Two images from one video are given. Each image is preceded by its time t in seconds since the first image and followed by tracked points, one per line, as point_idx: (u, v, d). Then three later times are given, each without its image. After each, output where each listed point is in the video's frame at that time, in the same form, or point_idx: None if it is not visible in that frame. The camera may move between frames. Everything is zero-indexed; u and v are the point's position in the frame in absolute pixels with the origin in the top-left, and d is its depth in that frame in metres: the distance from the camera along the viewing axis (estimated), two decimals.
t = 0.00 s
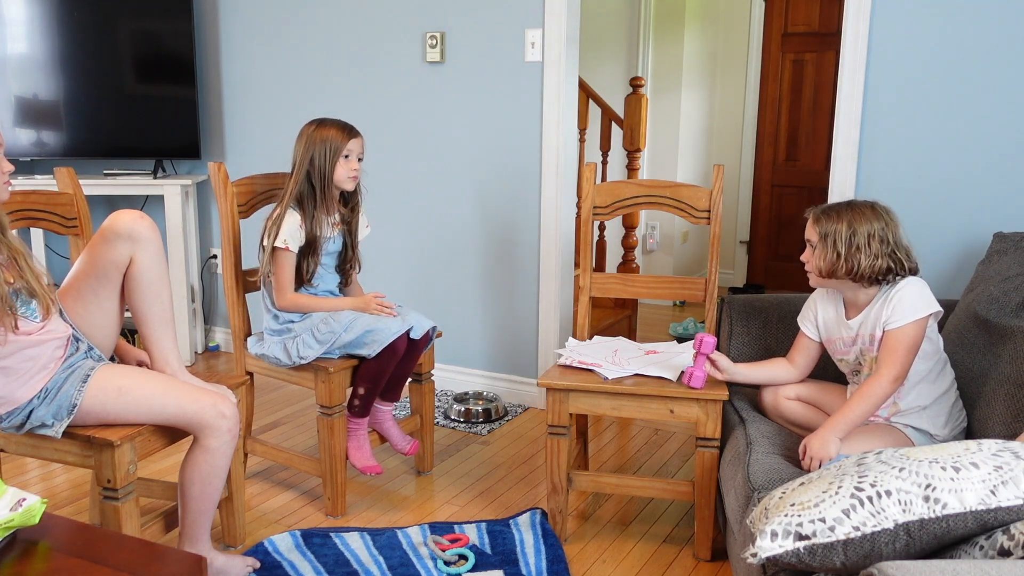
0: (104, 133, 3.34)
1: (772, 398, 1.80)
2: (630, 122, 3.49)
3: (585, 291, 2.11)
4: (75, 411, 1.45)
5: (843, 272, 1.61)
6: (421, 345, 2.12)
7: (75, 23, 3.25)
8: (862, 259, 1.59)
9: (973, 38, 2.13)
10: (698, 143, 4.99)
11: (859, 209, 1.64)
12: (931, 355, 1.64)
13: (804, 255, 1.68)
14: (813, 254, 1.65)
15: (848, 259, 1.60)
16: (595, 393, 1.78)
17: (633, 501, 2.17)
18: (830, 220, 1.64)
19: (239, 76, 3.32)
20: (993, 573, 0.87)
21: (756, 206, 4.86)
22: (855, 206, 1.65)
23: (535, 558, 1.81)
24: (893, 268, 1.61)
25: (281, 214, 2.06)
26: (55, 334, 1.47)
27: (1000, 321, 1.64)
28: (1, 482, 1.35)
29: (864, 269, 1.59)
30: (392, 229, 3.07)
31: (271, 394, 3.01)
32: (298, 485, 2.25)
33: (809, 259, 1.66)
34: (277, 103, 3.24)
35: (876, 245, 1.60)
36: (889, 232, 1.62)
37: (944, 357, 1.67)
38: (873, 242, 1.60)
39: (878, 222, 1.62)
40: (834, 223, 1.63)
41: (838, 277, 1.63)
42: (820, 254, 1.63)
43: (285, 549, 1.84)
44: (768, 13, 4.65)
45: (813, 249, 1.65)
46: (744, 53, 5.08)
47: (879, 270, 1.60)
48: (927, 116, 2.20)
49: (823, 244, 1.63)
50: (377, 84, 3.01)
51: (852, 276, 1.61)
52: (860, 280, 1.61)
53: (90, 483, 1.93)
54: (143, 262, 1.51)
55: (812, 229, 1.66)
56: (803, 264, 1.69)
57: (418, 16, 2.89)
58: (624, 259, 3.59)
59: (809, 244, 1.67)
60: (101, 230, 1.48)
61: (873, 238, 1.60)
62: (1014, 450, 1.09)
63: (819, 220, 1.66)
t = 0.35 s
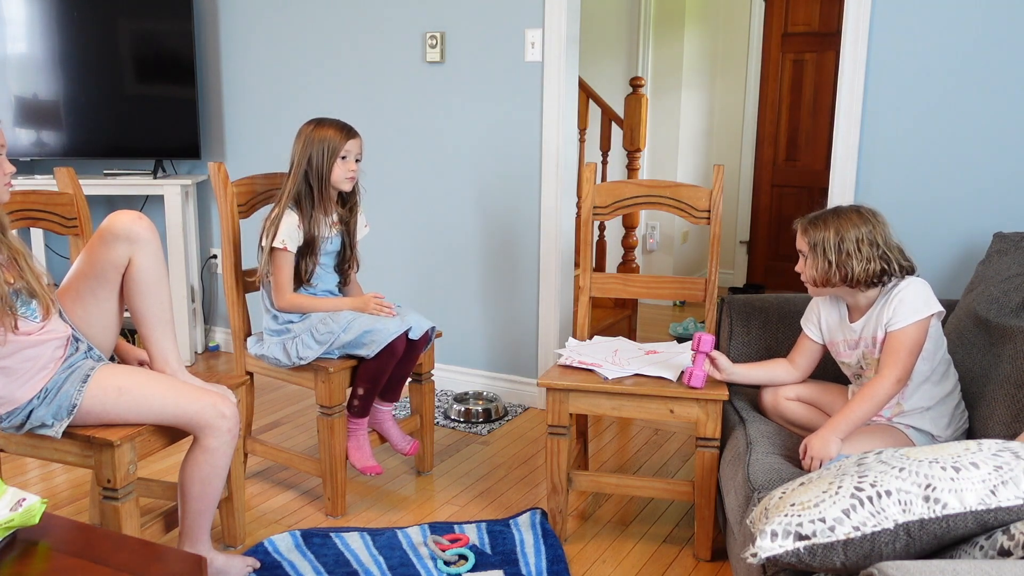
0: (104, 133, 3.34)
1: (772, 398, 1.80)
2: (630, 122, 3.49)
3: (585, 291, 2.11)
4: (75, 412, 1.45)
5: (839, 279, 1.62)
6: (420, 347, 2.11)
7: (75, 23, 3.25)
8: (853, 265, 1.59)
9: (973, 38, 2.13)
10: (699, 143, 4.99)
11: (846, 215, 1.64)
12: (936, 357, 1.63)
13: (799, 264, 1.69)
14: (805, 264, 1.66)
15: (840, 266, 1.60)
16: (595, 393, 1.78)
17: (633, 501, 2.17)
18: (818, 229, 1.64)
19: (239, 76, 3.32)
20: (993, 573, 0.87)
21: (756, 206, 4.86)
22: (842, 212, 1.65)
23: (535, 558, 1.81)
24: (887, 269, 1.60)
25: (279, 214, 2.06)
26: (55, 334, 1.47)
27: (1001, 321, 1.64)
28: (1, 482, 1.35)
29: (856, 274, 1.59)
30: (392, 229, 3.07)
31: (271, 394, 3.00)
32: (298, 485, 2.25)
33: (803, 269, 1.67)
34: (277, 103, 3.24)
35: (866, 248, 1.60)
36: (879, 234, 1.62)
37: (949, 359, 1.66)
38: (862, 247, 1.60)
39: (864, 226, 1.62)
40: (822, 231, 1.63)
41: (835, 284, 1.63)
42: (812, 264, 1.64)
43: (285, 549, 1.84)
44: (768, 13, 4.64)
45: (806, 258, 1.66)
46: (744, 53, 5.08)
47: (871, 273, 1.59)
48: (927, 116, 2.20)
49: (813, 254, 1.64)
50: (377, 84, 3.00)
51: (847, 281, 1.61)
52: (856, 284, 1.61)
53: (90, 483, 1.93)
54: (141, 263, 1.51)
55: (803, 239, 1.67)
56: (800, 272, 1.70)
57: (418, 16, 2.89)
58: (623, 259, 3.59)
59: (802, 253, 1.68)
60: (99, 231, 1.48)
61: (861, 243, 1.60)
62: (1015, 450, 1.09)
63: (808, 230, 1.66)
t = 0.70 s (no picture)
0: (103, 133, 3.34)
1: (772, 398, 1.80)
2: (630, 122, 3.49)
3: (585, 291, 2.11)
4: (75, 412, 1.46)
5: (836, 278, 1.62)
6: (419, 347, 2.11)
7: (75, 22, 3.25)
8: (851, 265, 1.59)
9: (973, 38, 2.13)
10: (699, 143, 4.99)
11: (845, 214, 1.64)
12: (935, 357, 1.63)
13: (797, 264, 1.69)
14: (803, 263, 1.66)
15: (838, 265, 1.60)
16: (595, 393, 1.78)
17: (633, 501, 2.17)
18: (816, 228, 1.64)
19: (239, 76, 3.32)
20: (993, 573, 0.86)
21: (756, 206, 4.86)
22: (840, 211, 1.65)
23: (535, 558, 1.81)
24: (885, 268, 1.61)
25: (278, 214, 2.06)
26: (54, 334, 1.47)
27: (1001, 321, 1.64)
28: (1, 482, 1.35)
29: (854, 273, 1.59)
30: (392, 229, 3.07)
31: (271, 394, 3.00)
32: (298, 485, 2.25)
33: (801, 269, 1.67)
34: (277, 103, 3.24)
35: (864, 248, 1.60)
36: (876, 234, 1.62)
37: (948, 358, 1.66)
38: (861, 247, 1.60)
39: (862, 227, 1.62)
40: (820, 229, 1.63)
41: (833, 284, 1.63)
42: (810, 263, 1.64)
43: (285, 549, 1.84)
44: (768, 13, 4.64)
45: (803, 258, 1.66)
46: (744, 53, 5.08)
47: (869, 273, 1.60)
48: (927, 116, 2.20)
49: (811, 252, 1.64)
50: (377, 84, 3.00)
51: (845, 280, 1.61)
52: (853, 284, 1.61)
53: (90, 483, 1.93)
54: (138, 265, 1.50)
55: (800, 239, 1.67)
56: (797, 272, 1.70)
57: (418, 16, 2.89)
58: (623, 259, 3.59)
59: (799, 253, 1.67)
60: (95, 234, 1.48)
61: (860, 242, 1.60)
62: (1014, 450, 1.09)
63: (805, 229, 1.66)
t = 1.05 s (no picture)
0: (104, 133, 3.34)
1: (772, 398, 1.80)
2: (630, 122, 3.49)
3: (585, 291, 2.11)
4: (75, 412, 1.46)
5: (852, 266, 1.60)
6: (419, 347, 2.11)
7: (75, 23, 3.25)
8: (872, 254, 1.59)
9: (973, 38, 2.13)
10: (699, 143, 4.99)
11: (869, 205, 1.64)
12: (932, 357, 1.63)
13: (811, 247, 1.67)
14: (821, 246, 1.64)
15: (858, 253, 1.59)
16: (595, 393, 1.78)
17: (633, 501, 2.17)
18: (841, 213, 1.64)
19: (239, 77, 3.32)
20: (993, 573, 0.86)
21: (756, 207, 4.86)
22: (865, 202, 1.66)
23: (535, 558, 1.81)
24: (899, 266, 1.61)
25: (276, 214, 2.06)
26: (53, 335, 1.47)
27: (1001, 321, 1.64)
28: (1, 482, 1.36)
29: (873, 264, 1.59)
30: (392, 229, 3.07)
31: (271, 394, 3.00)
32: (298, 485, 2.25)
33: (817, 251, 1.65)
34: (277, 103, 3.24)
35: (886, 241, 1.60)
36: (896, 230, 1.63)
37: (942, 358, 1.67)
38: (882, 238, 1.60)
39: (885, 219, 1.63)
40: (845, 214, 1.63)
41: (844, 271, 1.62)
42: (830, 246, 1.62)
43: (285, 549, 1.84)
44: (768, 13, 4.64)
45: (822, 240, 1.64)
46: (744, 53, 5.08)
47: (886, 266, 1.60)
48: (927, 117, 2.20)
49: (833, 236, 1.63)
50: (377, 84, 3.00)
51: (860, 270, 1.60)
52: (868, 275, 1.61)
53: (90, 484, 1.93)
54: (136, 267, 1.50)
55: (822, 221, 1.66)
56: (808, 256, 1.68)
57: (418, 16, 2.89)
58: (623, 259, 3.59)
59: (817, 235, 1.66)
60: (93, 236, 1.47)
61: (882, 234, 1.61)
62: (1015, 450, 1.09)
63: (829, 211, 1.65)
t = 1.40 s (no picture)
0: (104, 133, 3.34)
1: (772, 398, 1.80)
2: (630, 122, 3.49)
3: (585, 291, 2.11)
4: (75, 412, 1.46)
5: (863, 266, 1.60)
6: (419, 346, 2.11)
7: (75, 22, 3.25)
8: (884, 254, 1.59)
9: (973, 38, 2.13)
10: (699, 144, 4.99)
11: (875, 203, 1.64)
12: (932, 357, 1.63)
13: (817, 249, 1.66)
14: (829, 246, 1.63)
15: (871, 253, 1.59)
16: (595, 393, 1.78)
17: (633, 501, 2.17)
18: (848, 212, 1.63)
19: (239, 76, 3.32)
20: (993, 573, 0.86)
21: (756, 206, 4.86)
22: (867, 199, 1.65)
23: (535, 558, 1.81)
24: (908, 263, 1.62)
25: (273, 213, 2.07)
26: (52, 335, 1.47)
27: (1001, 322, 1.64)
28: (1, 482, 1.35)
29: (885, 263, 1.60)
30: (392, 229, 3.07)
31: (271, 394, 3.00)
32: (298, 485, 2.25)
33: (826, 253, 1.64)
34: (277, 103, 3.24)
35: (895, 239, 1.61)
36: (902, 227, 1.63)
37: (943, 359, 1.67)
38: (891, 237, 1.61)
39: (893, 217, 1.63)
40: (853, 214, 1.62)
41: (854, 271, 1.62)
42: (841, 248, 1.61)
43: (285, 549, 1.84)
44: (768, 13, 4.64)
45: (830, 242, 1.63)
46: (744, 53, 5.09)
47: (897, 265, 1.61)
48: (927, 116, 2.20)
49: (842, 235, 1.62)
50: (377, 84, 3.00)
51: (871, 270, 1.61)
52: (879, 274, 1.61)
53: (90, 483, 1.93)
54: (137, 267, 1.50)
55: (828, 222, 1.64)
56: (813, 258, 1.67)
57: (418, 17, 2.89)
58: (623, 259, 3.59)
59: (823, 236, 1.64)
60: (94, 236, 1.48)
61: (891, 232, 1.61)
62: (1014, 450, 1.09)
63: (836, 212, 1.64)
